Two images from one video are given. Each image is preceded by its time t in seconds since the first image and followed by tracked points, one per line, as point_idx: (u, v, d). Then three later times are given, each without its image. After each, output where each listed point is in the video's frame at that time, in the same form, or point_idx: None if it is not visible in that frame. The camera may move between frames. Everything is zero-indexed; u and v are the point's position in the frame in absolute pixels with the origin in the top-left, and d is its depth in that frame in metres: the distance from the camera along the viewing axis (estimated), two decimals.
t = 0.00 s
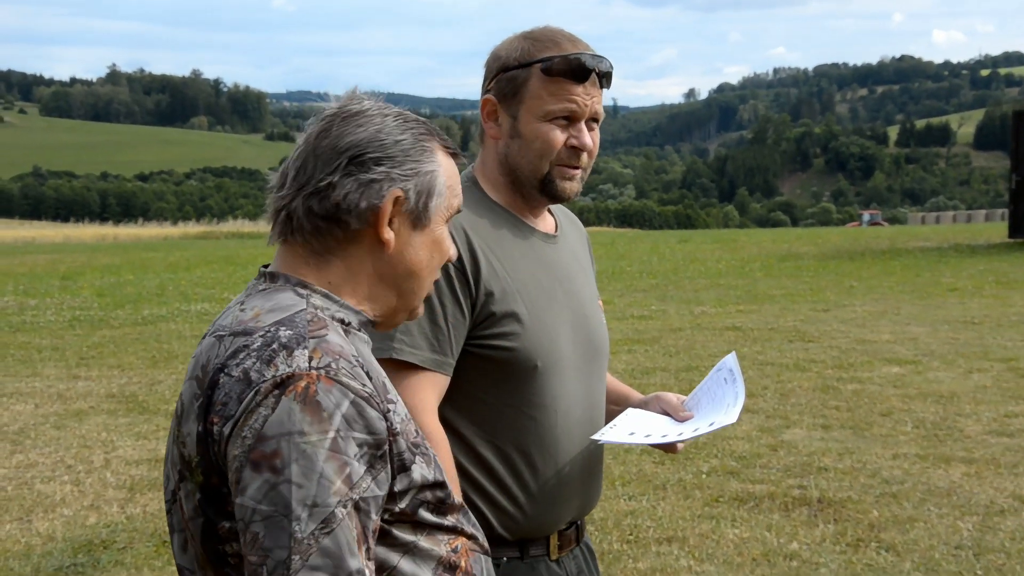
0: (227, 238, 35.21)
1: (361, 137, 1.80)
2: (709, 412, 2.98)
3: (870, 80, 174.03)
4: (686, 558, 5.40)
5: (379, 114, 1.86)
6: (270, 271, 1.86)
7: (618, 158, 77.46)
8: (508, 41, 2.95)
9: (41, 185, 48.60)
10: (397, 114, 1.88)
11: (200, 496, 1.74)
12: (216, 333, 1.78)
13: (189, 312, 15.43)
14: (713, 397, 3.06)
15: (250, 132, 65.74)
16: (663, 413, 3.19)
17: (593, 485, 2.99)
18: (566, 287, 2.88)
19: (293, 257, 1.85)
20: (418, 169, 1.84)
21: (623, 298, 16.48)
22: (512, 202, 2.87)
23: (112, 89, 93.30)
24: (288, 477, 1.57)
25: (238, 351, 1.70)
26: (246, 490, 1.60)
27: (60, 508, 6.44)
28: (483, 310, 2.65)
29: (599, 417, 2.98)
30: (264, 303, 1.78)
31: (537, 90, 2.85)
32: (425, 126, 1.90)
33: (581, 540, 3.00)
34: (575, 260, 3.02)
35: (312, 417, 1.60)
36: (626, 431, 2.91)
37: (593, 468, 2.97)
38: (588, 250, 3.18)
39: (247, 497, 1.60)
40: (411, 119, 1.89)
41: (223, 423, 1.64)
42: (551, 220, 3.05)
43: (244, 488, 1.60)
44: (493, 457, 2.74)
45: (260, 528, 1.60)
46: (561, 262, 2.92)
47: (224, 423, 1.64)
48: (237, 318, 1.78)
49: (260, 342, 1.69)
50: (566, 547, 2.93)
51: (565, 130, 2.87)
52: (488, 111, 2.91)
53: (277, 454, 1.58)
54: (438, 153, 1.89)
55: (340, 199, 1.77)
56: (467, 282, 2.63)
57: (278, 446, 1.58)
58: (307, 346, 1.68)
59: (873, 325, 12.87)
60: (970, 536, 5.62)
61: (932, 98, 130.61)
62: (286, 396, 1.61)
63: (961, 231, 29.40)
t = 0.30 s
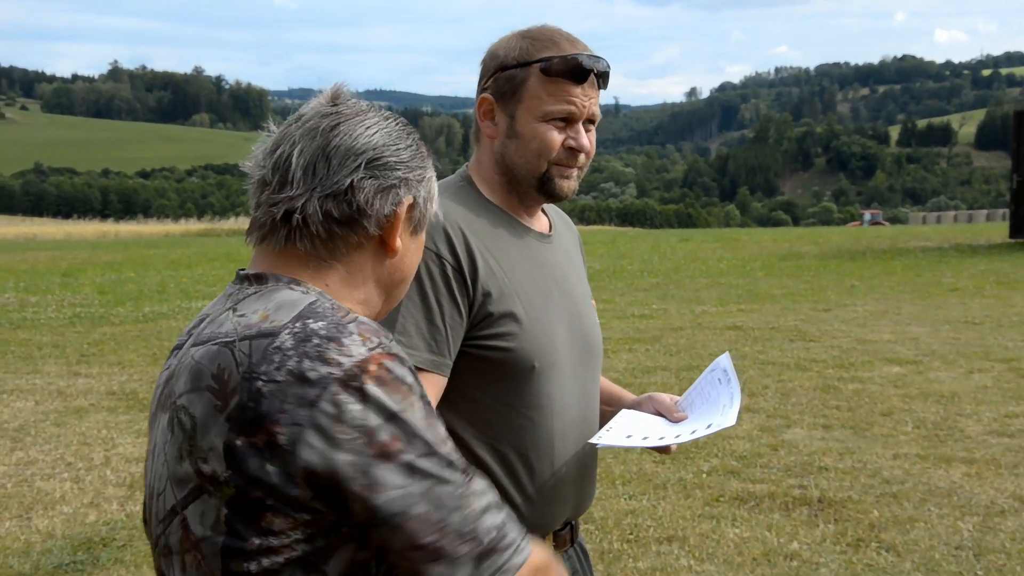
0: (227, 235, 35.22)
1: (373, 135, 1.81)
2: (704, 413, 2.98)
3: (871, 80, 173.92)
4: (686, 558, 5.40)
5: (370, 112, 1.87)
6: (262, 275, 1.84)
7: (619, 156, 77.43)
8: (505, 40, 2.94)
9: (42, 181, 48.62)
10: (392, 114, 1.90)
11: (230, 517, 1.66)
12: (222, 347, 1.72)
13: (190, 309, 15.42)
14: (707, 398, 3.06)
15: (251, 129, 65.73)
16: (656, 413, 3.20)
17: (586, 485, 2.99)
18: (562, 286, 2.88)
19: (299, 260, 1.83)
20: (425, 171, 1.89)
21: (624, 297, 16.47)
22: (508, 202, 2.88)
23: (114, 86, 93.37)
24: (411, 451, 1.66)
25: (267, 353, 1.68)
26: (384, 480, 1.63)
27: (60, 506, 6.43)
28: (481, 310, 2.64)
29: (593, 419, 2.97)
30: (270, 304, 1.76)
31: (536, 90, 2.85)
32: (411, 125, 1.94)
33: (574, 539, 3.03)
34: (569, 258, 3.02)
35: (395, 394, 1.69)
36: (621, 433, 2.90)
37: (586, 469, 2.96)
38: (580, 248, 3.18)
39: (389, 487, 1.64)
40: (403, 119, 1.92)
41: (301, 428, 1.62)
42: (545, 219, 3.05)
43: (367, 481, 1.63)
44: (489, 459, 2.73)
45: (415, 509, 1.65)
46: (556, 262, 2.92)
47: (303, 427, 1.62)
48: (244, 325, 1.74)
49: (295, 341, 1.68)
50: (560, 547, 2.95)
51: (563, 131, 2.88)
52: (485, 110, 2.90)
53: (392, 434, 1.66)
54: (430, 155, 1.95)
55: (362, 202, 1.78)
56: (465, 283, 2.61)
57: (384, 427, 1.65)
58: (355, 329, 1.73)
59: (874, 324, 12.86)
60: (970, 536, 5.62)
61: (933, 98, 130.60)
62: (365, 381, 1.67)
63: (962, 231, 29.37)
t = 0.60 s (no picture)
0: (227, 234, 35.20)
1: (360, 141, 1.84)
2: (694, 421, 2.95)
3: (872, 85, 173.97)
4: (684, 561, 5.40)
5: (345, 110, 1.88)
6: (262, 282, 1.86)
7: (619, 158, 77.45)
8: (513, 46, 2.90)
9: (42, 180, 48.58)
10: (371, 111, 1.91)
11: (268, 528, 1.70)
12: (244, 361, 1.73)
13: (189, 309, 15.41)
14: (698, 407, 3.04)
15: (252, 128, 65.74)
16: (645, 419, 3.18)
17: (575, 489, 2.96)
18: (553, 290, 2.87)
19: (302, 267, 1.86)
20: (410, 166, 1.92)
21: (623, 299, 16.47)
22: (497, 207, 2.87)
23: (114, 85, 93.41)
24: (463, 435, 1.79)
25: (306, 363, 1.71)
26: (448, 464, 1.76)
27: (58, 504, 6.43)
28: (471, 313, 2.65)
29: (583, 424, 2.94)
30: (293, 310, 1.79)
31: (534, 104, 2.80)
32: (393, 119, 1.96)
33: (561, 543, 2.93)
34: (562, 263, 3.02)
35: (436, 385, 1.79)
36: (612, 441, 2.87)
37: (574, 475, 2.93)
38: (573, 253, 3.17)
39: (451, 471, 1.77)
40: (382, 114, 1.93)
41: (366, 432, 1.68)
42: (536, 223, 3.05)
43: (430, 468, 1.75)
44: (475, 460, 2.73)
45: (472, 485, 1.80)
46: (548, 266, 2.92)
47: (363, 434, 1.68)
48: (269, 336, 1.75)
49: (333, 348, 1.73)
50: (548, 550, 2.84)
51: (556, 148, 2.83)
52: (483, 114, 2.87)
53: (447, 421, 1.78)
54: (412, 147, 1.97)
55: (352, 208, 1.82)
56: (455, 284, 2.63)
57: (440, 418, 1.77)
58: (390, 325, 1.81)
59: (873, 329, 12.85)
60: (968, 541, 5.61)
61: (934, 103, 130.63)
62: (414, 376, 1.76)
63: (961, 236, 29.39)
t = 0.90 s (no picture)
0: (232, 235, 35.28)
1: (310, 140, 1.70)
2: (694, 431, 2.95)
3: (878, 86, 173.73)
4: (690, 563, 5.40)
5: (310, 107, 1.75)
6: (232, 290, 1.79)
7: (625, 160, 77.42)
8: (535, 62, 2.88)
9: (48, 181, 48.72)
10: (344, 105, 1.76)
11: (210, 555, 1.61)
12: (195, 379, 1.65)
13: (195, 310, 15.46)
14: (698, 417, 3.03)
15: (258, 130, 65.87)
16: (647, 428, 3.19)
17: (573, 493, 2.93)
18: (550, 295, 2.83)
19: (261, 277, 1.77)
20: (381, 166, 1.74)
21: (629, 301, 16.47)
22: (496, 215, 2.85)
23: (120, 87, 93.60)
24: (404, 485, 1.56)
25: (244, 387, 1.59)
26: (368, 516, 1.55)
27: (65, 505, 6.45)
28: (464, 317, 2.62)
29: (579, 432, 2.90)
30: (247, 327, 1.68)
31: (542, 125, 2.78)
32: (382, 115, 1.79)
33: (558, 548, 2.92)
34: (564, 270, 2.99)
35: (378, 423, 1.58)
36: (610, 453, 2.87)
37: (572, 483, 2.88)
38: (575, 258, 3.15)
39: (374, 527, 1.55)
40: (363, 109, 1.77)
41: (280, 469, 1.53)
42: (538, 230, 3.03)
43: (355, 519, 1.55)
44: (468, 463, 2.69)
45: (405, 545, 1.57)
46: (546, 270, 2.89)
47: (286, 471, 1.53)
48: (223, 352, 1.66)
49: (268, 372, 1.60)
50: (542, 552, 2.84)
51: (559, 171, 2.81)
52: (493, 123, 2.86)
53: (379, 471, 1.55)
54: (400, 145, 1.79)
55: (293, 216, 1.69)
56: (449, 290, 2.60)
57: (372, 463, 1.55)
58: (333, 355, 1.62)
59: (880, 331, 12.84)
60: (975, 543, 5.61)
61: (940, 105, 130.48)
62: (346, 416, 1.56)
63: (967, 238, 29.37)
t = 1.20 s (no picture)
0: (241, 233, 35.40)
1: (333, 135, 1.67)
2: (701, 431, 2.97)
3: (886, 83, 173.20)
4: (698, 559, 5.41)
5: (339, 101, 1.74)
6: (260, 281, 1.78)
7: (633, 157, 77.37)
8: (547, 64, 2.87)
9: (57, 179, 48.90)
10: (374, 103, 1.73)
11: (190, 536, 1.62)
12: (200, 363, 1.66)
13: (204, 307, 15.51)
14: (705, 416, 3.05)
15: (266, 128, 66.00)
16: (655, 426, 3.21)
17: (572, 490, 2.92)
18: (552, 294, 2.82)
19: (284, 270, 1.75)
20: (403, 167, 1.69)
21: (637, 298, 16.47)
22: (500, 213, 2.84)
23: (129, 85, 93.90)
24: (323, 516, 1.46)
25: (229, 378, 1.58)
26: (281, 535, 1.47)
27: (75, 501, 6.49)
28: (463, 316, 2.59)
29: (581, 429, 2.91)
30: (257, 320, 1.68)
31: (550, 128, 2.77)
32: (416, 116, 1.75)
33: (558, 540, 2.94)
34: (569, 267, 2.99)
35: (329, 447, 1.48)
36: (615, 454, 2.90)
37: (571, 480, 2.89)
38: (583, 256, 3.15)
39: (281, 546, 1.47)
40: (395, 109, 1.73)
41: (233, 464, 1.51)
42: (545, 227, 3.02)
43: (269, 534, 1.47)
44: (465, 461, 2.66)
45: None
46: (549, 268, 2.87)
47: (234, 465, 1.50)
48: (230, 341, 1.66)
49: (253, 369, 1.57)
50: (540, 546, 2.85)
51: (565, 175, 2.81)
52: (501, 122, 2.84)
53: (305, 492, 1.46)
54: (430, 145, 1.74)
55: (309, 212, 1.66)
56: (449, 289, 2.57)
57: (303, 483, 1.46)
58: (308, 368, 1.55)
59: (888, 327, 12.82)
60: (984, 540, 5.60)
61: (949, 101, 130.07)
62: (297, 428, 1.49)
63: (976, 235, 29.28)
